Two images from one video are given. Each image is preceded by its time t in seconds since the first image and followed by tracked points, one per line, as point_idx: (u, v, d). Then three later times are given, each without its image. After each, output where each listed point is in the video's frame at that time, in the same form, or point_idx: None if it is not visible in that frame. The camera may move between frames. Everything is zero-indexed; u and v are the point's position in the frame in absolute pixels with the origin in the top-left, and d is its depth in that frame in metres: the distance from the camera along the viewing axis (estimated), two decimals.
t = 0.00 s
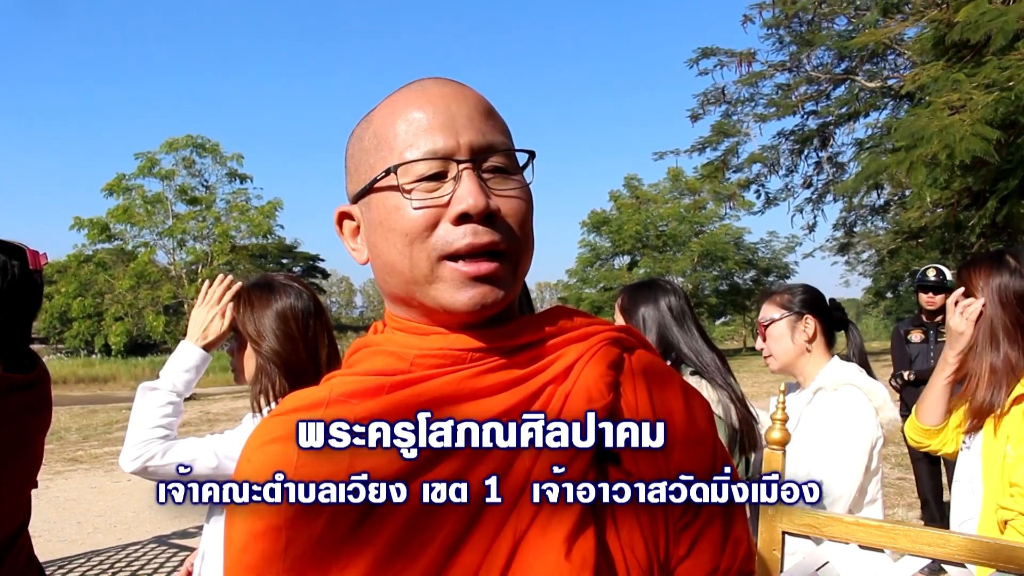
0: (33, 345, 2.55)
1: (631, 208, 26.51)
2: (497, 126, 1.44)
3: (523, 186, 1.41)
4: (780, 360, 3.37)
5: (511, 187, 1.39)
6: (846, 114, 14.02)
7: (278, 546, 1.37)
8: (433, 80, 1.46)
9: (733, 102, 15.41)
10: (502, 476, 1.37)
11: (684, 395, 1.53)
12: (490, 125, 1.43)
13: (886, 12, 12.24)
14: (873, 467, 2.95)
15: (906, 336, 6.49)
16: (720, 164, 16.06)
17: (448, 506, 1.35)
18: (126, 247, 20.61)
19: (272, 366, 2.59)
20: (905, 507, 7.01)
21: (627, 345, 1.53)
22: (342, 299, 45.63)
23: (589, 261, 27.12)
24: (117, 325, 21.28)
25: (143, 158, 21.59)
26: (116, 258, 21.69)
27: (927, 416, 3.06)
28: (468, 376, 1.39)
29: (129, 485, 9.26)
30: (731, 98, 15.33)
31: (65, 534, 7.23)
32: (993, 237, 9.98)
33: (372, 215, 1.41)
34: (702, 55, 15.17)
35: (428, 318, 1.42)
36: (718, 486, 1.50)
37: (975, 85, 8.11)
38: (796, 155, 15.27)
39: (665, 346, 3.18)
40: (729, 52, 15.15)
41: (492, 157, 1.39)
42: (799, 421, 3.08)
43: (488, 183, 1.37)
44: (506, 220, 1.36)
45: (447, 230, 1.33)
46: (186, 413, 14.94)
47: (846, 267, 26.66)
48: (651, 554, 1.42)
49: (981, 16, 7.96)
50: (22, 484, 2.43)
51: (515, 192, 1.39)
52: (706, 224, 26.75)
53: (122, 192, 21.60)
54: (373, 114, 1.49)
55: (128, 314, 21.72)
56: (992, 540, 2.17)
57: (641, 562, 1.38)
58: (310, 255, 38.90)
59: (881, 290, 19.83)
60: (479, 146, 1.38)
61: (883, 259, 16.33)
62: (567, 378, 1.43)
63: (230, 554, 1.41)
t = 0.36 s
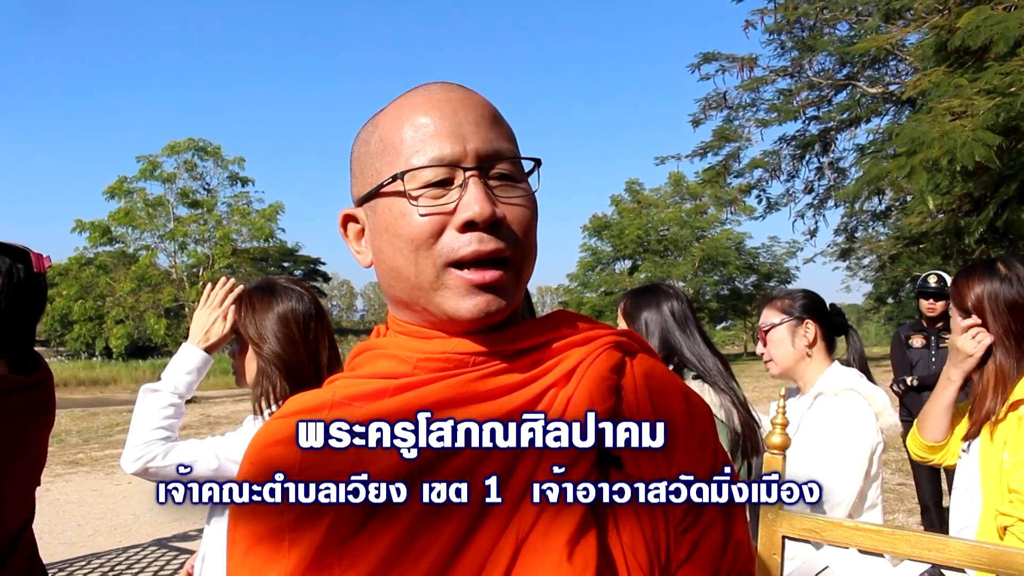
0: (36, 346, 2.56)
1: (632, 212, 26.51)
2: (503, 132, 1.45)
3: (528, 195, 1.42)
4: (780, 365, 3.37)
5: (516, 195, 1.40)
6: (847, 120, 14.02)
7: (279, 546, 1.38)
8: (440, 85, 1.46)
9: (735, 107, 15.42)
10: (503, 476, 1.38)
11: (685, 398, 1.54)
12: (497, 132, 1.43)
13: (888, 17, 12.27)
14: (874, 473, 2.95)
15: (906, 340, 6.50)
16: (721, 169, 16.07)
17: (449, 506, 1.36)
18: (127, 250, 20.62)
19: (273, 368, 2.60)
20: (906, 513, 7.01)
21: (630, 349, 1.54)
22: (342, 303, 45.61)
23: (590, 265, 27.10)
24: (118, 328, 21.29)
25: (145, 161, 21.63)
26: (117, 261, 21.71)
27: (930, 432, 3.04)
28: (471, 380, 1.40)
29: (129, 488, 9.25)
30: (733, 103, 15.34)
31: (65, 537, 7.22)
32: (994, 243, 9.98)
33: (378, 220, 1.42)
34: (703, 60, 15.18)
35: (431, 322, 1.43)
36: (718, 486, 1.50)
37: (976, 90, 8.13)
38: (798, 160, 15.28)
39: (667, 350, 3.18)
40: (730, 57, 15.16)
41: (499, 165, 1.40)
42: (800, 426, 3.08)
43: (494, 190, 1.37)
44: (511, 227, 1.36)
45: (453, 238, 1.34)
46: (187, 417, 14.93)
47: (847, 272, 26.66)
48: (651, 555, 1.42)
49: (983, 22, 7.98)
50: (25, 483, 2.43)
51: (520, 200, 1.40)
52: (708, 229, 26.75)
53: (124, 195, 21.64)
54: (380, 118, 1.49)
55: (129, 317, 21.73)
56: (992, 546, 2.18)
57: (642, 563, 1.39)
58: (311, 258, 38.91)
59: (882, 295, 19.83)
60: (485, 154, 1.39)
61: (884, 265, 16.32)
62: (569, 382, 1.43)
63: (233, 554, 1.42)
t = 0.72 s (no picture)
0: (42, 349, 2.57)
1: (635, 213, 26.49)
2: (511, 133, 1.44)
3: (534, 197, 1.41)
4: (785, 365, 3.37)
5: (522, 197, 1.39)
6: (850, 119, 14.00)
7: (280, 547, 1.38)
8: (449, 84, 1.46)
9: (737, 107, 15.41)
10: (503, 476, 1.37)
11: (690, 398, 1.53)
12: (505, 132, 1.43)
13: (890, 17, 12.27)
14: (879, 473, 2.94)
15: (909, 340, 6.48)
16: (723, 169, 16.07)
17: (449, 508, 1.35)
18: (130, 252, 20.64)
19: (277, 369, 2.59)
20: (910, 512, 6.99)
21: (634, 348, 1.54)
22: (345, 304, 45.61)
23: (593, 266, 27.09)
24: (122, 330, 21.31)
25: (148, 164, 21.66)
26: (120, 264, 21.73)
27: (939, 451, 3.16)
28: (474, 381, 1.39)
29: (132, 490, 9.26)
30: (735, 104, 15.33)
31: (69, 539, 7.23)
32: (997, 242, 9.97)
33: (382, 218, 1.42)
34: (706, 60, 15.18)
35: (434, 321, 1.43)
36: (718, 486, 1.48)
37: (979, 90, 8.12)
38: (800, 160, 15.28)
39: (672, 350, 3.17)
40: (732, 58, 15.16)
41: (505, 166, 1.40)
42: (804, 426, 3.07)
43: (499, 192, 1.37)
44: (514, 228, 1.36)
45: (456, 239, 1.34)
46: (191, 419, 14.95)
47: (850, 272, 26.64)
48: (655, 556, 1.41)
49: (986, 22, 7.96)
50: (30, 484, 2.43)
51: (526, 202, 1.39)
52: (710, 230, 26.72)
53: (126, 198, 21.67)
54: (388, 115, 1.49)
55: (132, 319, 21.75)
56: (995, 544, 2.16)
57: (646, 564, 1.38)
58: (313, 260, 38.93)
59: (885, 295, 19.81)
60: (491, 154, 1.39)
61: (887, 265, 16.30)
62: (572, 383, 1.43)
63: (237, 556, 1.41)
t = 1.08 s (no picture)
0: (43, 350, 2.57)
1: (636, 213, 26.47)
2: (515, 132, 1.44)
3: (537, 196, 1.41)
4: (790, 365, 3.36)
5: (524, 197, 1.39)
6: (851, 119, 13.98)
7: (278, 549, 1.37)
8: (452, 80, 1.46)
9: (738, 107, 15.40)
10: (502, 476, 1.36)
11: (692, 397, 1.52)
12: (508, 131, 1.42)
13: (891, 16, 12.27)
14: (884, 474, 2.93)
15: (912, 339, 6.48)
16: (725, 170, 16.05)
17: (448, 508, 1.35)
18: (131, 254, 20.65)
19: (276, 371, 2.59)
20: (912, 513, 6.98)
21: (635, 347, 1.54)
22: (347, 306, 45.54)
23: (595, 267, 27.09)
24: (124, 332, 21.33)
25: (149, 165, 21.68)
26: (121, 265, 21.74)
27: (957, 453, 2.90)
28: (474, 380, 1.39)
29: (134, 492, 9.26)
30: (736, 104, 15.32)
31: (71, 541, 7.23)
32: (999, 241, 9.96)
33: (383, 216, 1.42)
34: (707, 60, 15.16)
35: (435, 321, 1.42)
36: (718, 486, 1.46)
37: (981, 89, 8.11)
38: (802, 160, 15.26)
39: (669, 348, 3.16)
40: (733, 58, 15.14)
41: (508, 165, 1.39)
42: (808, 427, 3.06)
43: (502, 192, 1.36)
44: (517, 227, 1.36)
45: (458, 238, 1.33)
46: (192, 420, 14.95)
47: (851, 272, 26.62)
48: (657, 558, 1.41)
49: (988, 21, 7.95)
50: (30, 484, 2.43)
51: (528, 202, 1.39)
52: (712, 230, 26.69)
53: (127, 199, 21.68)
54: (390, 112, 1.49)
55: (134, 321, 21.76)
56: (997, 544, 2.16)
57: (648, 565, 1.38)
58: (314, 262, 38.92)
59: (887, 295, 19.80)
60: (495, 153, 1.38)
61: (889, 264, 16.27)
62: (573, 383, 1.43)
63: (235, 557, 1.42)
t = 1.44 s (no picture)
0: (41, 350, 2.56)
1: (637, 214, 26.47)
2: (513, 131, 1.43)
3: (535, 196, 1.40)
4: (793, 366, 3.36)
5: (522, 198, 1.38)
6: (851, 121, 13.98)
7: (276, 552, 1.37)
8: (450, 78, 1.45)
9: (739, 108, 15.39)
10: (502, 476, 1.35)
11: (692, 397, 1.51)
12: (506, 130, 1.41)
13: (892, 18, 12.28)
14: (885, 477, 2.92)
15: (912, 341, 6.47)
16: (725, 171, 16.04)
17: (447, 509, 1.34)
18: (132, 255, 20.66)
19: (269, 370, 2.59)
20: (913, 514, 6.97)
21: (636, 347, 1.53)
22: (347, 306, 45.55)
23: (595, 268, 27.10)
24: (124, 332, 21.32)
25: (149, 166, 21.70)
26: (121, 265, 21.72)
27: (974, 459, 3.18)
28: (472, 381, 1.39)
29: (134, 492, 9.26)
30: (737, 105, 15.31)
31: (70, 541, 7.23)
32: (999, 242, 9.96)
33: (379, 215, 1.42)
34: (708, 61, 15.15)
35: (431, 322, 1.42)
36: (718, 486, 1.45)
37: (981, 91, 8.10)
38: (802, 161, 15.26)
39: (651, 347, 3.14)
40: (734, 59, 15.13)
41: (506, 166, 1.38)
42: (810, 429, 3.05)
43: (499, 191, 1.36)
44: (514, 228, 1.35)
45: (454, 239, 1.33)
46: (192, 420, 14.94)
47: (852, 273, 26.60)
48: (657, 560, 1.40)
49: (989, 22, 7.93)
50: (29, 484, 2.44)
51: (526, 203, 1.38)
52: (712, 231, 26.66)
53: (128, 200, 21.70)
54: (386, 110, 1.48)
55: (134, 321, 21.76)
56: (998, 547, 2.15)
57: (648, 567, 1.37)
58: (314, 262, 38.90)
59: (888, 296, 19.79)
60: (492, 152, 1.38)
61: (890, 266, 16.26)
62: (573, 383, 1.42)
63: (230, 557, 1.41)
